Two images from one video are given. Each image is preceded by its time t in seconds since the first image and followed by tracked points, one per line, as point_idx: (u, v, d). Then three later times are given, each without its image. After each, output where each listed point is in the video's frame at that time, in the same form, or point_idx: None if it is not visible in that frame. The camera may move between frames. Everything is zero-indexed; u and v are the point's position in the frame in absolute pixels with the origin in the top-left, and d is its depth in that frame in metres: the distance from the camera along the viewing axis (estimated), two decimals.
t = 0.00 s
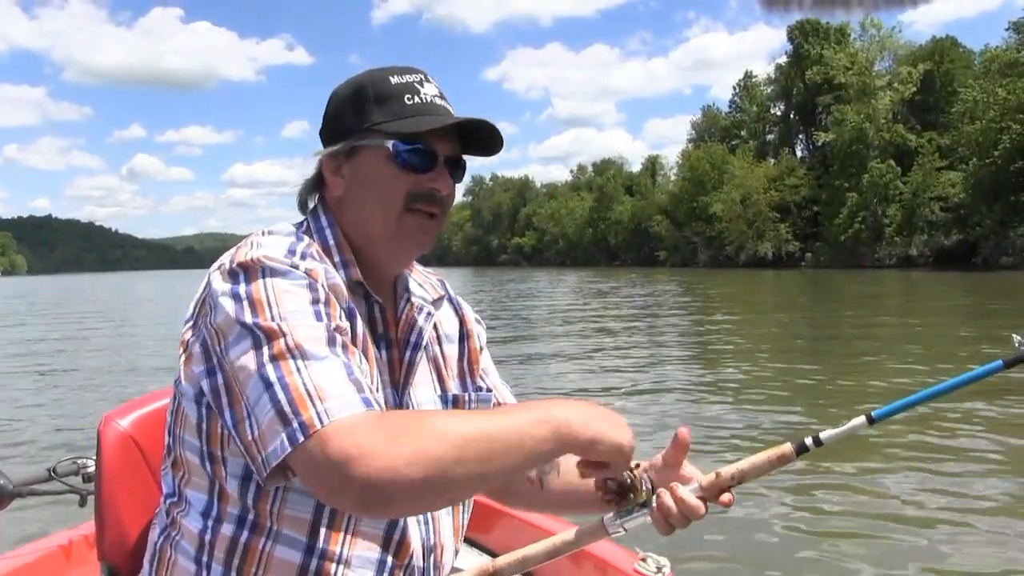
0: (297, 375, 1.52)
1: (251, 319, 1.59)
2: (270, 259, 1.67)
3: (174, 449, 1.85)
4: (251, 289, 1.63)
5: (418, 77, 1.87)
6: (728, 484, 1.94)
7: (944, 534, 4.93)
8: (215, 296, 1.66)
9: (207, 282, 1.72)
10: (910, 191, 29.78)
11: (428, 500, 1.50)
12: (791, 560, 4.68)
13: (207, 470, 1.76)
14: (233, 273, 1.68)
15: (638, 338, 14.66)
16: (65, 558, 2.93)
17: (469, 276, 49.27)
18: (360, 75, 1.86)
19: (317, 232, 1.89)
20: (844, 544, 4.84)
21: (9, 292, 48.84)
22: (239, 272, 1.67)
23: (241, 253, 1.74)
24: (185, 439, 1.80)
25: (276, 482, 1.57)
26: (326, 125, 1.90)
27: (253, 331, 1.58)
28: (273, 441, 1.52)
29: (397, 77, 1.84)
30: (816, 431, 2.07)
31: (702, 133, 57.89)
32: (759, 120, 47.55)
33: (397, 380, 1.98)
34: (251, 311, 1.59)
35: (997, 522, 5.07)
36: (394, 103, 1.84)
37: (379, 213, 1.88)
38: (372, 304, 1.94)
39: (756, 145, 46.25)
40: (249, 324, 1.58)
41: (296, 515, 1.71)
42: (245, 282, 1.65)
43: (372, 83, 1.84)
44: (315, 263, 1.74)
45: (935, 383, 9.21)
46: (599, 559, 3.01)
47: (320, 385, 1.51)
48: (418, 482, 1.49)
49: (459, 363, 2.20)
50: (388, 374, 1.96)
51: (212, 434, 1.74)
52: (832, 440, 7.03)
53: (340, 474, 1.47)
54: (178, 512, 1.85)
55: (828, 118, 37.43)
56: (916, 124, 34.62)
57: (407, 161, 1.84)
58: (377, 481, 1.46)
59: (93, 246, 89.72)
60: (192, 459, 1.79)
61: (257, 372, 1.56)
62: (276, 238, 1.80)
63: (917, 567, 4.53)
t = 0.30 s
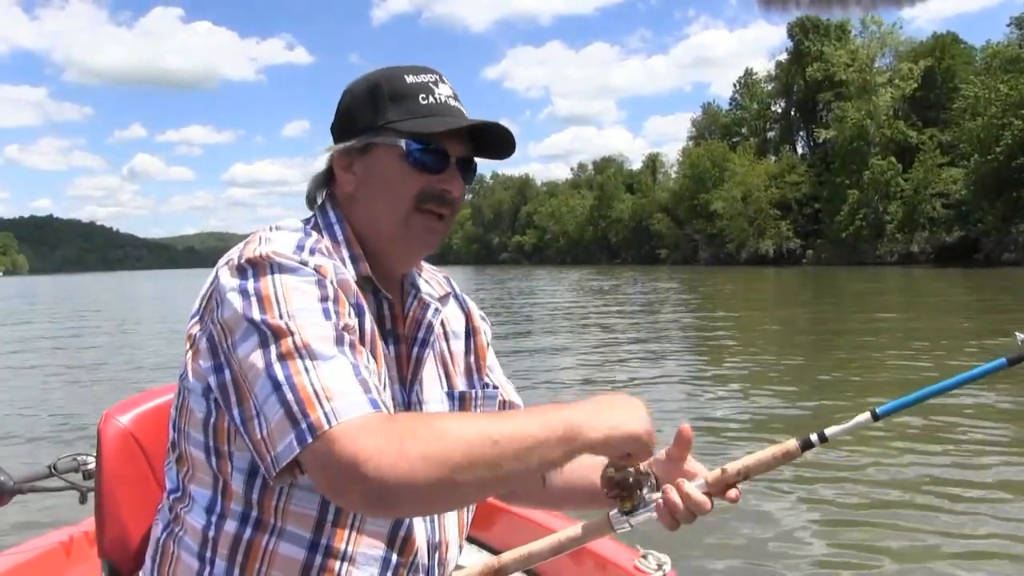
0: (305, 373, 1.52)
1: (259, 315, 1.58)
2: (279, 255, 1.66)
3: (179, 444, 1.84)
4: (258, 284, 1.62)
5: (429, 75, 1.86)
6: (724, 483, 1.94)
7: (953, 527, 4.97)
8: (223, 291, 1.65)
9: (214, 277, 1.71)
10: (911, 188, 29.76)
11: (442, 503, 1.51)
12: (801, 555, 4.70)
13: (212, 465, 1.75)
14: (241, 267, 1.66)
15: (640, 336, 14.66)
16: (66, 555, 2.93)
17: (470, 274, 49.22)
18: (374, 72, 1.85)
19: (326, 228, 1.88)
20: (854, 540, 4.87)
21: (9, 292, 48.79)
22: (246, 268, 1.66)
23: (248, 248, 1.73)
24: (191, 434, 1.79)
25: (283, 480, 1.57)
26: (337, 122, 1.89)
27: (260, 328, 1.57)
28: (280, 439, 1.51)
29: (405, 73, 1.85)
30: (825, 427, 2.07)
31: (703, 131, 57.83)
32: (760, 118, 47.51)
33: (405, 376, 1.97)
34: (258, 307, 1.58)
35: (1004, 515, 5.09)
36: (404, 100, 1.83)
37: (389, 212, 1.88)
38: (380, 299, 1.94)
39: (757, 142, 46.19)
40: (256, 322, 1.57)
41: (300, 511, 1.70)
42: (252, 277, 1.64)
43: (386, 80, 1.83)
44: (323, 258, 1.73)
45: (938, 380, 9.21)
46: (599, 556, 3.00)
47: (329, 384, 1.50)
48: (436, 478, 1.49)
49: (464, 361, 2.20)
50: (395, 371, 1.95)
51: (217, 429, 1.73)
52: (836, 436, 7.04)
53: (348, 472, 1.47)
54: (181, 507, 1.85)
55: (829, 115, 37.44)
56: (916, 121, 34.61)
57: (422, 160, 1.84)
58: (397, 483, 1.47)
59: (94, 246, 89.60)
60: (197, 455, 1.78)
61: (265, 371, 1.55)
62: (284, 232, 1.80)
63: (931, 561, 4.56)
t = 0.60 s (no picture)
0: (309, 379, 1.52)
1: (261, 315, 1.59)
2: (285, 254, 1.67)
3: (181, 442, 1.85)
4: (264, 286, 1.63)
5: (424, 72, 1.86)
6: (718, 482, 1.95)
7: (952, 525, 5.02)
8: (229, 291, 1.66)
9: (220, 276, 1.71)
10: (912, 188, 29.77)
11: (433, 504, 1.48)
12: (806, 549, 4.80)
13: (215, 462, 1.76)
14: (246, 268, 1.67)
15: (641, 336, 14.70)
16: (64, 555, 2.93)
17: (471, 275, 49.19)
18: (374, 74, 1.87)
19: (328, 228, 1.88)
20: (856, 537, 4.94)
21: (11, 292, 48.82)
22: (252, 268, 1.66)
23: (253, 248, 1.74)
24: (194, 433, 1.80)
25: (284, 482, 1.57)
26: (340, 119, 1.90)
27: (265, 329, 1.58)
28: (283, 440, 1.52)
29: (402, 73, 1.86)
30: (824, 426, 2.07)
31: (703, 130, 57.84)
32: (761, 118, 47.53)
33: (407, 377, 1.97)
34: (263, 308, 1.59)
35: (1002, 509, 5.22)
36: (397, 97, 1.85)
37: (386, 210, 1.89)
38: (382, 299, 1.94)
39: (758, 143, 46.20)
40: (260, 323, 1.58)
41: (301, 511, 1.71)
42: (257, 277, 1.64)
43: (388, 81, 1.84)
44: (328, 259, 1.74)
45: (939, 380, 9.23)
46: (598, 556, 3.02)
47: (333, 388, 1.51)
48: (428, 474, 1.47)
49: (469, 362, 2.20)
50: (398, 372, 1.95)
51: (220, 429, 1.73)
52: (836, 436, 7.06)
53: (348, 475, 1.47)
54: (183, 506, 1.85)
55: (830, 115, 37.49)
56: (918, 121, 34.62)
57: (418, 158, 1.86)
58: (392, 481, 1.46)
59: (96, 246, 89.61)
60: (200, 453, 1.79)
61: (268, 372, 1.56)
62: (288, 232, 1.81)
63: (926, 550, 4.71)
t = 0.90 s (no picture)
0: (299, 382, 1.54)
1: (253, 320, 1.60)
2: (275, 259, 1.68)
3: (174, 445, 1.85)
4: (254, 290, 1.64)
5: (415, 76, 1.87)
6: (709, 487, 1.97)
7: (942, 528, 5.07)
8: (219, 296, 1.67)
9: (210, 280, 1.72)
10: (908, 190, 29.84)
11: (428, 513, 1.51)
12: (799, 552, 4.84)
13: (207, 467, 1.77)
14: (238, 271, 1.68)
15: (638, 337, 14.73)
16: (57, 557, 2.94)
17: (469, 276, 49.20)
18: (366, 79, 1.89)
19: (319, 231, 1.88)
20: (847, 540, 4.97)
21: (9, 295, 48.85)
22: (242, 272, 1.68)
23: (245, 252, 1.76)
24: (186, 435, 1.80)
25: (275, 486, 1.58)
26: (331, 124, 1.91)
27: (255, 334, 1.59)
28: (275, 446, 1.53)
29: (395, 78, 1.86)
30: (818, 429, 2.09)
31: (701, 132, 57.86)
32: (758, 119, 47.57)
33: (398, 380, 1.97)
34: (253, 313, 1.60)
35: (991, 512, 5.28)
36: (383, 104, 1.87)
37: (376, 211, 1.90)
38: (374, 303, 1.94)
39: (755, 144, 46.27)
40: (251, 328, 1.59)
41: (293, 514, 1.73)
42: (248, 282, 1.66)
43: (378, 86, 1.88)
44: (319, 264, 1.75)
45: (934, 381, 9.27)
46: (593, 557, 3.02)
47: (323, 394, 1.52)
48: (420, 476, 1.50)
49: (462, 366, 2.22)
50: (389, 373, 1.95)
51: (212, 432, 1.75)
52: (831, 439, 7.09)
53: (339, 480, 1.48)
54: (175, 509, 1.86)
55: (827, 117, 37.56)
56: (914, 123, 34.67)
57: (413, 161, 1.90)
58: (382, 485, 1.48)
59: (94, 247, 89.47)
60: (192, 455, 1.80)
61: (258, 377, 1.57)
62: (279, 236, 1.82)
63: (919, 555, 4.71)
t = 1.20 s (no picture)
0: (292, 381, 1.53)
1: (244, 320, 1.59)
2: (265, 259, 1.67)
3: (165, 447, 1.85)
4: (246, 290, 1.63)
5: (407, 74, 1.86)
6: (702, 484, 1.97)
7: (942, 524, 5.06)
8: (210, 296, 1.66)
9: (202, 282, 1.71)
10: (906, 189, 29.88)
11: (428, 507, 1.50)
12: (800, 545, 4.85)
13: (199, 468, 1.76)
14: (228, 272, 1.67)
15: (636, 336, 14.73)
16: (53, 558, 2.93)
17: (466, 275, 49.12)
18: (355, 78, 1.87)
19: (309, 231, 1.88)
20: (846, 534, 4.98)
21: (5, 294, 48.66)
22: (234, 273, 1.66)
23: (235, 252, 1.74)
24: (178, 437, 1.80)
25: (268, 486, 1.57)
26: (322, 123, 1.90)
27: (248, 333, 1.58)
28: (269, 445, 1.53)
29: (384, 76, 1.85)
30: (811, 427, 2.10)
31: (698, 131, 57.84)
32: (756, 118, 47.57)
33: (392, 379, 1.96)
34: (245, 313, 1.59)
35: (988, 506, 5.29)
36: (374, 101, 1.85)
37: (369, 206, 1.89)
38: (366, 303, 1.93)
39: (752, 143, 46.26)
40: (243, 327, 1.58)
41: (289, 515, 1.72)
42: (240, 282, 1.65)
43: (364, 86, 1.86)
44: (311, 263, 1.75)
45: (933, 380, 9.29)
46: (589, 556, 3.02)
47: (317, 391, 1.51)
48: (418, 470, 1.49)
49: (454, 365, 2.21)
50: (382, 374, 1.94)
51: (204, 433, 1.74)
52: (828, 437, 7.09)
53: (333, 480, 1.47)
54: (169, 510, 1.86)
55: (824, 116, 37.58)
56: (912, 122, 34.69)
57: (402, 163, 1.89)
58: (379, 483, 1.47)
59: (90, 246, 89.24)
60: (184, 458, 1.79)
61: (252, 377, 1.56)
62: (268, 236, 1.81)
63: (918, 552, 4.70)
